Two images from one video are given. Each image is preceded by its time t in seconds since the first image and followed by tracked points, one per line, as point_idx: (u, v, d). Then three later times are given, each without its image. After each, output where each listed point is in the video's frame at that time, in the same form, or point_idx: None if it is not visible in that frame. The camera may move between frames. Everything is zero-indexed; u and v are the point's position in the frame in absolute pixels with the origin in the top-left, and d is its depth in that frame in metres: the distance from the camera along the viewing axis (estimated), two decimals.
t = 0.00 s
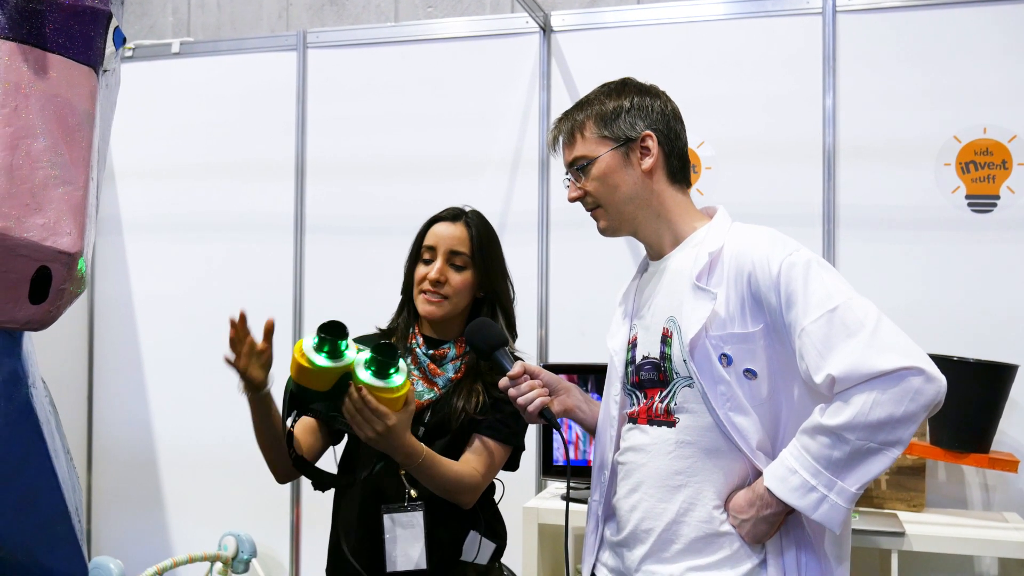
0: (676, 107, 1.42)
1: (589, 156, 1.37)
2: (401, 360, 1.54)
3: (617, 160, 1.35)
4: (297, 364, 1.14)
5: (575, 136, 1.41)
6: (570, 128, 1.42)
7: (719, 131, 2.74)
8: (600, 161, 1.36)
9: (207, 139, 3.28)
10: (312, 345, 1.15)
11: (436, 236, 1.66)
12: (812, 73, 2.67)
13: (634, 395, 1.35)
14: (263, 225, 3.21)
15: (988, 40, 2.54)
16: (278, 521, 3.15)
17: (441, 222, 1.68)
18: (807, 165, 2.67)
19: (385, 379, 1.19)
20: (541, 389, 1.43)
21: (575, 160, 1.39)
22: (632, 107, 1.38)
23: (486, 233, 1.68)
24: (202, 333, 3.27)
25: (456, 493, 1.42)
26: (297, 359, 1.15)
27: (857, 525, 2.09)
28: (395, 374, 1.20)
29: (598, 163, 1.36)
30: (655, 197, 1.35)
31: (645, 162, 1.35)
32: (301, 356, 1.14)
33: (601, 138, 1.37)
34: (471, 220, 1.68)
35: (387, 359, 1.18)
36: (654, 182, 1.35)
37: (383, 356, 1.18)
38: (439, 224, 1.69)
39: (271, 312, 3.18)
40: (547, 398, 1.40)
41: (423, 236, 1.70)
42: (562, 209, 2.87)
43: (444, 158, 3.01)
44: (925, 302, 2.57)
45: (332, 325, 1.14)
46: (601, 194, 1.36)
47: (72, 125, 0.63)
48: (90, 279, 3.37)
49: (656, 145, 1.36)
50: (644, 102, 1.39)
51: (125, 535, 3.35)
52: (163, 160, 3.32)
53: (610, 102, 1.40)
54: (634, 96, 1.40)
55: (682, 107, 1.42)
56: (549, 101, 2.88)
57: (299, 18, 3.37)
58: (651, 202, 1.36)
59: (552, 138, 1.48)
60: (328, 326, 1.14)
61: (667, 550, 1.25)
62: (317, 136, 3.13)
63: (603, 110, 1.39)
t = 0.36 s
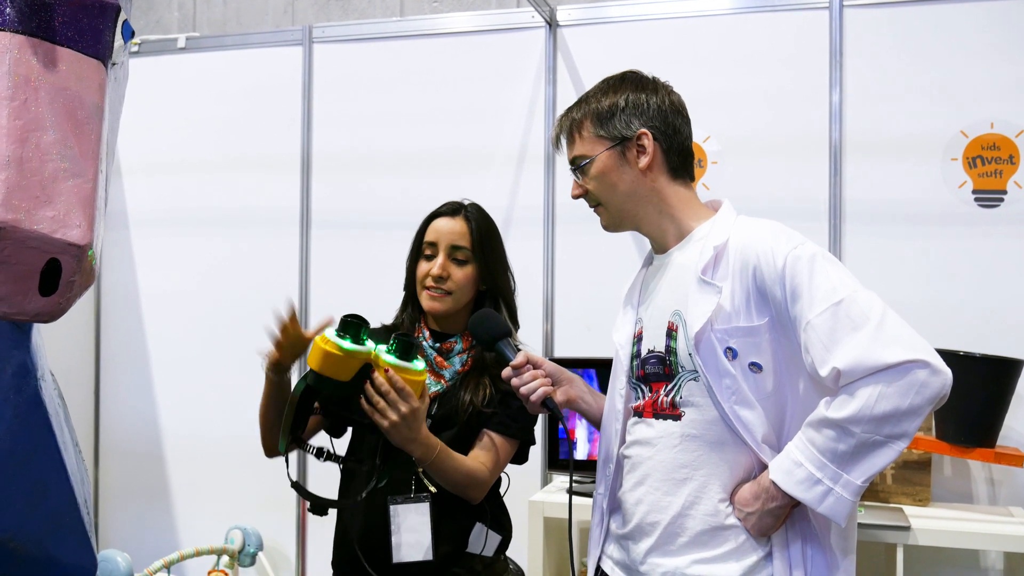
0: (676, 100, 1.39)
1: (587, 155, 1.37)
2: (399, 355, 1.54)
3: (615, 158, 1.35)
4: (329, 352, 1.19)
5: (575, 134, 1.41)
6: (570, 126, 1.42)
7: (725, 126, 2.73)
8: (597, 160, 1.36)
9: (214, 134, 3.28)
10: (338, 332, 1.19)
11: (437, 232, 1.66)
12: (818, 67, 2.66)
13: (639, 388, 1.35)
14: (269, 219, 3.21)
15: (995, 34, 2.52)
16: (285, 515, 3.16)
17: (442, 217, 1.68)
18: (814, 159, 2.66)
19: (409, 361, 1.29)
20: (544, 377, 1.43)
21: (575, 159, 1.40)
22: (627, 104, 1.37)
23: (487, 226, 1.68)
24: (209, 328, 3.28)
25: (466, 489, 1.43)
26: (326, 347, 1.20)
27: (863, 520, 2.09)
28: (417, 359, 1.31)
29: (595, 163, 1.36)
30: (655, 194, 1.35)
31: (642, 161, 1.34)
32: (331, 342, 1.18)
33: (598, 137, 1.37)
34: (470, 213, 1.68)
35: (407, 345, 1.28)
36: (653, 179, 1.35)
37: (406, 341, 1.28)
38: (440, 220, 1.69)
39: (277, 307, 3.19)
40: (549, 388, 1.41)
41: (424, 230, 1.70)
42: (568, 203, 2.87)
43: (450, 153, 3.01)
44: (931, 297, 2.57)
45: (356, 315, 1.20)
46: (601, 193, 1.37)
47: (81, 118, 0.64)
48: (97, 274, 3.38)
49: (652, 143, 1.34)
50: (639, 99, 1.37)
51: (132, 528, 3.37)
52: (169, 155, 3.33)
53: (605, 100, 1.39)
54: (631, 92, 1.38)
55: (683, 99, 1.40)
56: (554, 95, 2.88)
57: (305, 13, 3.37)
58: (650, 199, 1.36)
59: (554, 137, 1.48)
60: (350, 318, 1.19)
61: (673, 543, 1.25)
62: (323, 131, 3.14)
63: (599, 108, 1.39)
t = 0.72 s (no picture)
0: (680, 96, 1.39)
1: (591, 153, 1.37)
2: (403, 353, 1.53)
3: (618, 157, 1.35)
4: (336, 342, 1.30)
5: (578, 131, 1.41)
6: (574, 123, 1.42)
7: (729, 121, 2.73)
8: (601, 158, 1.36)
9: (217, 129, 3.28)
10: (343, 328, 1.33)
11: (436, 229, 1.65)
12: (822, 63, 2.65)
13: (644, 387, 1.35)
14: (272, 215, 3.21)
15: (1000, 30, 2.51)
16: (287, 510, 3.17)
17: (440, 213, 1.67)
18: (817, 155, 2.66)
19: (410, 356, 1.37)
20: (546, 375, 1.43)
21: (579, 157, 1.39)
22: (630, 101, 1.36)
23: (486, 222, 1.68)
24: (211, 324, 3.28)
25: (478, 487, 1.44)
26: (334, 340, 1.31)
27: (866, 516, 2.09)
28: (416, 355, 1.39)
29: (599, 161, 1.36)
30: (659, 192, 1.35)
31: (646, 159, 1.34)
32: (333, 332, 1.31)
33: (601, 135, 1.37)
34: (469, 210, 1.68)
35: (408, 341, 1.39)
36: (657, 176, 1.35)
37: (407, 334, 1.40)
38: (438, 216, 1.68)
39: (280, 302, 3.19)
40: (551, 385, 1.40)
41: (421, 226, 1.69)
42: (571, 200, 2.87)
43: (452, 149, 3.01)
44: (934, 293, 2.56)
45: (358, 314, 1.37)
46: (605, 191, 1.37)
47: (85, 115, 0.60)
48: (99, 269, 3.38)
49: (655, 141, 1.34)
50: (642, 96, 1.36)
51: (135, 523, 3.37)
52: (171, 151, 3.32)
53: (609, 97, 1.38)
54: (634, 89, 1.38)
55: (686, 95, 1.39)
56: (557, 91, 2.88)
57: (307, 8, 3.36)
58: (655, 197, 1.35)
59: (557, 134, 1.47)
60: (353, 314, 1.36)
61: (677, 541, 1.25)
62: (325, 126, 3.13)
63: (603, 105, 1.38)
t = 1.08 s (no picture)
0: (682, 91, 1.38)
1: (593, 149, 1.37)
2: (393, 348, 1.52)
3: (620, 154, 1.35)
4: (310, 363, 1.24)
5: (581, 127, 1.41)
6: (576, 120, 1.42)
7: (729, 117, 2.72)
8: (603, 154, 1.36)
9: (216, 127, 3.27)
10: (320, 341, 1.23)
11: (421, 225, 1.65)
12: (823, 58, 2.65)
13: (647, 383, 1.35)
14: (272, 213, 3.20)
15: (1001, 24, 2.51)
16: (288, 508, 3.16)
17: (421, 210, 1.67)
18: (818, 151, 2.65)
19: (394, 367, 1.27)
20: (543, 370, 1.42)
21: (581, 153, 1.40)
22: (633, 98, 1.36)
23: (466, 215, 1.70)
24: (212, 322, 3.27)
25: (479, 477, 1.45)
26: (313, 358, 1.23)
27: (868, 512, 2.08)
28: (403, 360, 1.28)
29: (601, 157, 1.36)
30: (662, 188, 1.35)
31: (648, 155, 1.34)
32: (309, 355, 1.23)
33: (603, 131, 1.36)
34: (450, 204, 1.68)
35: (393, 351, 1.26)
36: (660, 173, 1.34)
37: (390, 346, 1.26)
38: (419, 212, 1.67)
39: (280, 300, 3.19)
40: (549, 380, 1.40)
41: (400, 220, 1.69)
42: (571, 196, 2.86)
43: (452, 146, 3.00)
44: (935, 289, 2.56)
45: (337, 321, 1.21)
46: (607, 187, 1.37)
47: (82, 112, 0.59)
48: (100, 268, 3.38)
49: (657, 138, 1.33)
50: (645, 92, 1.36)
51: (136, 522, 3.37)
52: (171, 149, 3.32)
53: (611, 93, 1.38)
54: (637, 85, 1.37)
55: (689, 90, 1.38)
56: (557, 88, 2.87)
57: (307, 6, 3.35)
58: (657, 194, 1.35)
59: (560, 130, 1.47)
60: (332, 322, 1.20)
61: (680, 538, 1.25)
62: (325, 124, 3.13)
63: (605, 101, 1.38)
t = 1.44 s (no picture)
0: (686, 92, 1.38)
1: (597, 148, 1.37)
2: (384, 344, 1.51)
3: (624, 153, 1.35)
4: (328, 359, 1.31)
5: (585, 125, 1.41)
6: (582, 117, 1.42)
7: (730, 117, 2.72)
8: (606, 154, 1.36)
9: (217, 128, 3.27)
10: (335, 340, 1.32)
11: (400, 215, 1.64)
12: (823, 57, 2.64)
13: (650, 383, 1.35)
14: (273, 213, 3.20)
15: (1003, 23, 2.51)
16: (289, 508, 3.17)
17: (395, 200, 1.65)
18: (819, 150, 2.65)
19: (409, 356, 1.35)
20: (546, 372, 1.43)
21: (585, 152, 1.40)
22: (637, 97, 1.36)
23: (436, 208, 1.69)
24: (213, 323, 3.28)
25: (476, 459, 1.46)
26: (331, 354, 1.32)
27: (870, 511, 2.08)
28: (417, 351, 1.37)
29: (605, 156, 1.36)
30: (664, 189, 1.35)
31: (651, 155, 1.34)
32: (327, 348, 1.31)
33: (607, 130, 1.36)
34: (425, 198, 1.68)
35: (406, 340, 1.35)
36: (662, 174, 1.34)
37: (402, 336, 1.34)
38: (393, 204, 1.65)
39: (281, 300, 3.19)
40: (553, 382, 1.40)
41: (373, 208, 1.66)
42: (572, 196, 2.86)
43: (453, 146, 3.00)
44: (936, 287, 2.56)
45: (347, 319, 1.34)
46: (610, 186, 1.37)
47: (84, 114, 0.57)
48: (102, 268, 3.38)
49: (661, 138, 1.33)
50: (649, 92, 1.36)
51: (139, 523, 3.37)
52: (173, 150, 3.32)
53: (615, 92, 1.38)
54: (641, 85, 1.37)
55: (694, 91, 1.38)
56: (558, 88, 2.87)
57: (308, 6, 3.36)
58: (659, 193, 1.35)
59: (564, 128, 1.48)
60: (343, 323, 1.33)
61: (683, 538, 1.25)
62: (326, 124, 3.13)
63: (609, 101, 1.38)
